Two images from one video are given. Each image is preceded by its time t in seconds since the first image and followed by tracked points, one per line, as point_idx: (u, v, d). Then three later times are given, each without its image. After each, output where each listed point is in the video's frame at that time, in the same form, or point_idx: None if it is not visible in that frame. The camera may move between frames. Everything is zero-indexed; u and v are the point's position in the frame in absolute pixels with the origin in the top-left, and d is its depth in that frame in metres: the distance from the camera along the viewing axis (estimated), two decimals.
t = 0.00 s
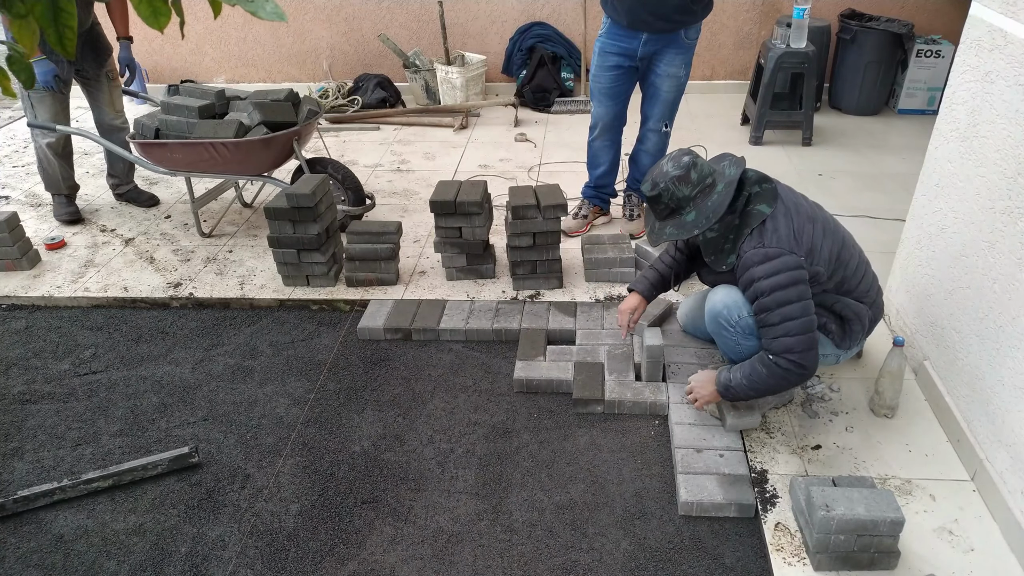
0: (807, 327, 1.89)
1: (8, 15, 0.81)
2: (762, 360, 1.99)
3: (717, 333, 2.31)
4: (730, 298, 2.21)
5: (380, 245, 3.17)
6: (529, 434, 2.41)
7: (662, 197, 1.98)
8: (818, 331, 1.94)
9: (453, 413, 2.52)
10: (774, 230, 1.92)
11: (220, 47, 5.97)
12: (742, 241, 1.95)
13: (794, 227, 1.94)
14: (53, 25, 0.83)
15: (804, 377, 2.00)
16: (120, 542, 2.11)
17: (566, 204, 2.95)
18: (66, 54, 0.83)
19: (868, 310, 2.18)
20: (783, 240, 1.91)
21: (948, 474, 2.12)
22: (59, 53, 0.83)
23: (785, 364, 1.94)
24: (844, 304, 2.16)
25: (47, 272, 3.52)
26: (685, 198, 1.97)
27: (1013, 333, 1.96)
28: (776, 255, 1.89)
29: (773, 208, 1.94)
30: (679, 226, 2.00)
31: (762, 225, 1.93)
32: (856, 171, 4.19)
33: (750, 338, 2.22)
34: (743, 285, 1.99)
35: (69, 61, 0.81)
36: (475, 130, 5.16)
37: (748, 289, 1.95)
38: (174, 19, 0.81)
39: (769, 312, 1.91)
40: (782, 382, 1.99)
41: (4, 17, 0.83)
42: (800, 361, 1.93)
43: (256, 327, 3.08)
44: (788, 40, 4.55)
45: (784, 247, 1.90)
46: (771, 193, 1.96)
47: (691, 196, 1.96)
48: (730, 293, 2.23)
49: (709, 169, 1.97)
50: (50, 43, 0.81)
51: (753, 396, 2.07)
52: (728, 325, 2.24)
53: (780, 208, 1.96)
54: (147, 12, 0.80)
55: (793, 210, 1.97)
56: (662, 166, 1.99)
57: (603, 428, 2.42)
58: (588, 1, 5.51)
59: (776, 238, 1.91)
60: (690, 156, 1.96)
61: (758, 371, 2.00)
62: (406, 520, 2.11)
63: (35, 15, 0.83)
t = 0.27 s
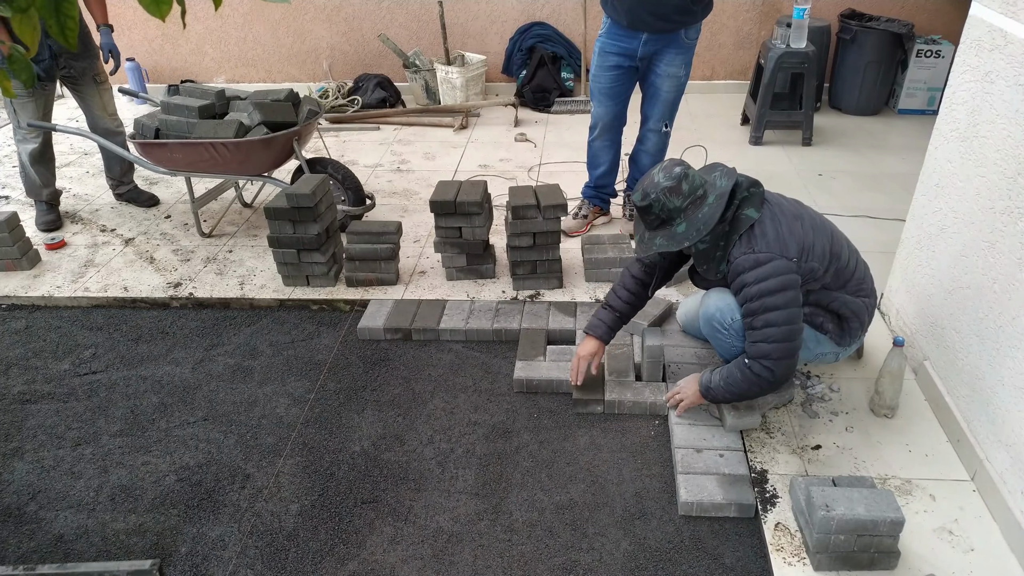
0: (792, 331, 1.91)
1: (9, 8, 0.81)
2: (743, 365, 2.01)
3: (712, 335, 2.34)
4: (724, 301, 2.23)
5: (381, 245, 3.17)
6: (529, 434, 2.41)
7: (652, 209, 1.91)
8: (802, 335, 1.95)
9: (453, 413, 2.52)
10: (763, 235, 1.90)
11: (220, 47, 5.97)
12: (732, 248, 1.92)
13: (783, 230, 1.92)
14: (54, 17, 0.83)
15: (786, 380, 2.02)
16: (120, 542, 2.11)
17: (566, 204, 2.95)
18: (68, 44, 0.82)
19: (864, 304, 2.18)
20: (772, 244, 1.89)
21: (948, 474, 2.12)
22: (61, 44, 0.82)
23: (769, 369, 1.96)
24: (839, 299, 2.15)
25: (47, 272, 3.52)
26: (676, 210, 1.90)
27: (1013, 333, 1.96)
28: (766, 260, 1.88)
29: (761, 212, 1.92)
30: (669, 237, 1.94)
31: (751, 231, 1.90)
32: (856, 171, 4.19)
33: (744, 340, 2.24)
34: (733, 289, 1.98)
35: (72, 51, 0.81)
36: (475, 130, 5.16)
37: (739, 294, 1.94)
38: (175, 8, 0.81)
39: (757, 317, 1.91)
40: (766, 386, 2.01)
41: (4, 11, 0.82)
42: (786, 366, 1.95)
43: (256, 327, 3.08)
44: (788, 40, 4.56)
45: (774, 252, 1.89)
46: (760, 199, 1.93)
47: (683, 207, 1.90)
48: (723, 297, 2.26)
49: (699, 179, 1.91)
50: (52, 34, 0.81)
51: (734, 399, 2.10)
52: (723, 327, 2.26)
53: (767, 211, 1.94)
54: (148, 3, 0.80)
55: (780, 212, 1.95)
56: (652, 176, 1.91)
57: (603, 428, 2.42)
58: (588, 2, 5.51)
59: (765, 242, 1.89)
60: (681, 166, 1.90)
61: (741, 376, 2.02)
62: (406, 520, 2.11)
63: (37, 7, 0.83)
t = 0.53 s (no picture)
0: (785, 331, 1.91)
1: (9, 10, 0.81)
2: (738, 368, 2.02)
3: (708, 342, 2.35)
4: (718, 307, 2.24)
5: (381, 245, 3.17)
6: (528, 434, 2.41)
7: (636, 222, 1.91)
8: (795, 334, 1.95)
9: (453, 413, 2.52)
10: (748, 238, 1.89)
11: (220, 47, 5.97)
12: (719, 254, 1.92)
13: (767, 232, 1.92)
14: (53, 18, 0.83)
15: (783, 380, 2.02)
16: (120, 542, 2.11)
17: (566, 204, 2.95)
18: (67, 46, 0.82)
19: (855, 297, 2.17)
20: (758, 246, 1.89)
21: (948, 474, 2.12)
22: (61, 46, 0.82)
23: (764, 372, 1.97)
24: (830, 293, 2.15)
25: (47, 272, 3.52)
26: (660, 222, 1.90)
27: (1013, 333, 1.96)
28: (753, 263, 1.87)
29: (743, 216, 1.92)
30: (655, 249, 1.93)
31: (737, 237, 1.90)
32: (856, 171, 4.19)
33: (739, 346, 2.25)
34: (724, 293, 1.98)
35: (71, 53, 0.81)
36: (475, 130, 5.16)
37: (731, 299, 1.93)
38: (175, 10, 0.80)
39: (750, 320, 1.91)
40: (763, 388, 2.02)
41: (4, 13, 0.82)
42: (781, 367, 1.95)
43: (256, 327, 3.08)
44: (788, 40, 4.56)
45: (761, 254, 1.88)
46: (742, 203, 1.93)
47: (666, 220, 1.89)
48: (717, 303, 2.27)
49: (681, 189, 1.90)
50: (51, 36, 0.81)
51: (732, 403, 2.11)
52: (718, 333, 2.27)
53: (750, 215, 1.94)
54: (148, 4, 0.80)
55: (762, 215, 1.96)
56: (635, 190, 1.91)
57: (603, 428, 2.42)
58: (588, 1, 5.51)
59: (751, 246, 1.89)
60: (663, 178, 1.89)
61: (738, 379, 2.03)
62: (405, 520, 2.11)
63: (36, 9, 0.83)
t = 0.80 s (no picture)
0: (783, 338, 1.90)
1: (9, 10, 0.81)
2: (737, 372, 2.03)
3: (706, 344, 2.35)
4: (713, 313, 2.25)
5: (381, 245, 3.17)
6: (529, 434, 2.41)
7: (630, 225, 1.91)
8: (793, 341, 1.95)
9: (453, 413, 2.52)
10: (746, 244, 1.88)
11: (220, 47, 5.97)
12: (715, 259, 1.91)
13: (767, 238, 1.92)
14: (54, 20, 0.83)
15: (780, 386, 2.03)
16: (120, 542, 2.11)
17: (566, 204, 2.95)
18: (67, 47, 0.82)
19: (854, 299, 2.17)
20: (756, 253, 1.88)
21: (948, 474, 2.12)
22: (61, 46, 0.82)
23: (763, 378, 1.97)
24: (828, 296, 2.15)
25: (47, 272, 3.52)
26: (654, 225, 1.90)
27: (1013, 333, 1.96)
28: (749, 270, 1.87)
29: (742, 221, 1.90)
30: (649, 252, 1.93)
31: (735, 241, 1.89)
32: (856, 171, 4.19)
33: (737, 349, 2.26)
34: (721, 298, 1.98)
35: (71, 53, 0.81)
36: (475, 130, 5.16)
37: (727, 305, 1.94)
38: (175, 11, 0.81)
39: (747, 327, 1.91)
40: (761, 393, 2.02)
41: (4, 12, 0.82)
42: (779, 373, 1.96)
43: (256, 327, 3.08)
44: (788, 40, 4.55)
45: (757, 262, 1.88)
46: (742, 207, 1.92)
47: (659, 224, 1.88)
48: (713, 308, 2.27)
49: (677, 192, 1.88)
50: (52, 37, 0.81)
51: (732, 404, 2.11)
52: (716, 337, 2.28)
53: (750, 220, 1.93)
54: (148, 6, 0.80)
55: (763, 220, 1.94)
56: (629, 193, 1.90)
57: (604, 428, 2.42)
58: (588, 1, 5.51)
59: (749, 252, 1.88)
60: (657, 182, 1.88)
61: (737, 383, 2.04)
62: (405, 521, 2.11)
63: (36, 10, 0.82)
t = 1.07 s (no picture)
0: (792, 329, 1.90)
1: (8, 12, 0.80)
2: (743, 360, 2.01)
3: (711, 331, 2.35)
4: (723, 296, 2.26)
5: (381, 245, 3.17)
6: (529, 434, 2.41)
7: (656, 192, 1.97)
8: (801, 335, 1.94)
9: (453, 414, 2.52)
10: (767, 231, 1.90)
11: (220, 47, 5.97)
12: (732, 239, 1.94)
13: (787, 228, 1.92)
14: (53, 24, 0.83)
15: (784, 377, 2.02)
16: (120, 542, 2.11)
17: (565, 204, 2.95)
18: (65, 50, 0.82)
19: (865, 304, 2.17)
20: (775, 241, 1.89)
21: (948, 474, 2.12)
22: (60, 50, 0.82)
23: (769, 366, 1.95)
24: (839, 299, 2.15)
25: (47, 272, 3.52)
26: (679, 194, 1.96)
27: (1013, 332, 1.96)
28: (766, 257, 1.87)
29: (767, 208, 1.92)
30: (671, 222, 1.98)
31: (756, 224, 1.91)
32: (856, 171, 4.19)
33: (743, 336, 2.26)
34: (733, 283, 1.98)
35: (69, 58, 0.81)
36: (475, 130, 5.16)
37: (738, 288, 1.94)
38: (174, 15, 0.81)
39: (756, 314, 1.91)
40: (766, 383, 2.01)
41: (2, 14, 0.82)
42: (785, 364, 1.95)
43: (256, 327, 3.08)
44: (788, 40, 4.55)
45: (775, 249, 1.88)
46: (766, 194, 1.94)
47: (686, 193, 1.95)
48: (722, 291, 2.29)
49: (706, 165, 1.95)
50: (51, 41, 0.81)
51: (735, 396, 2.09)
52: (722, 322, 2.28)
53: (773, 208, 1.94)
54: (147, 9, 0.80)
55: (785, 211, 1.95)
56: (658, 160, 1.97)
57: (604, 428, 2.42)
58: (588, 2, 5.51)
59: (768, 239, 1.89)
60: (687, 153, 1.95)
61: (741, 370, 2.01)
62: (405, 521, 2.11)
63: (35, 13, 0.83)
